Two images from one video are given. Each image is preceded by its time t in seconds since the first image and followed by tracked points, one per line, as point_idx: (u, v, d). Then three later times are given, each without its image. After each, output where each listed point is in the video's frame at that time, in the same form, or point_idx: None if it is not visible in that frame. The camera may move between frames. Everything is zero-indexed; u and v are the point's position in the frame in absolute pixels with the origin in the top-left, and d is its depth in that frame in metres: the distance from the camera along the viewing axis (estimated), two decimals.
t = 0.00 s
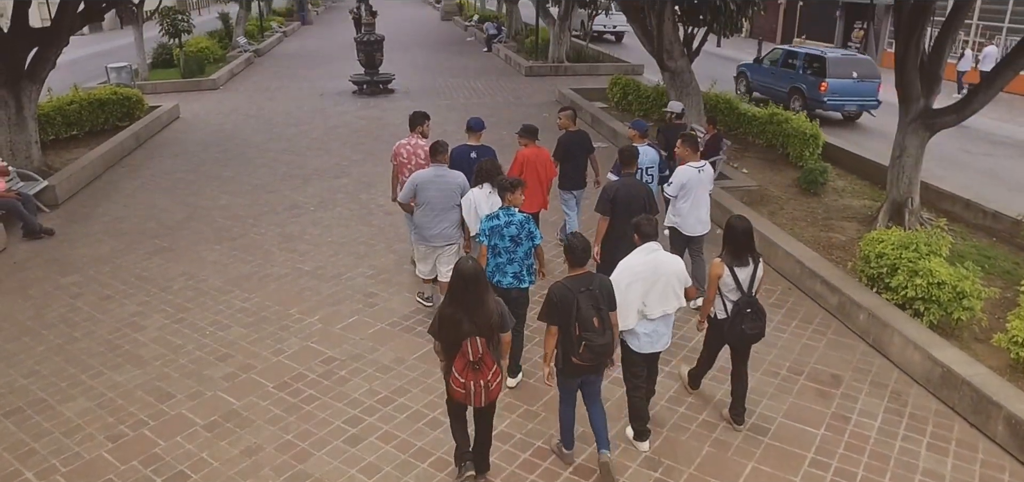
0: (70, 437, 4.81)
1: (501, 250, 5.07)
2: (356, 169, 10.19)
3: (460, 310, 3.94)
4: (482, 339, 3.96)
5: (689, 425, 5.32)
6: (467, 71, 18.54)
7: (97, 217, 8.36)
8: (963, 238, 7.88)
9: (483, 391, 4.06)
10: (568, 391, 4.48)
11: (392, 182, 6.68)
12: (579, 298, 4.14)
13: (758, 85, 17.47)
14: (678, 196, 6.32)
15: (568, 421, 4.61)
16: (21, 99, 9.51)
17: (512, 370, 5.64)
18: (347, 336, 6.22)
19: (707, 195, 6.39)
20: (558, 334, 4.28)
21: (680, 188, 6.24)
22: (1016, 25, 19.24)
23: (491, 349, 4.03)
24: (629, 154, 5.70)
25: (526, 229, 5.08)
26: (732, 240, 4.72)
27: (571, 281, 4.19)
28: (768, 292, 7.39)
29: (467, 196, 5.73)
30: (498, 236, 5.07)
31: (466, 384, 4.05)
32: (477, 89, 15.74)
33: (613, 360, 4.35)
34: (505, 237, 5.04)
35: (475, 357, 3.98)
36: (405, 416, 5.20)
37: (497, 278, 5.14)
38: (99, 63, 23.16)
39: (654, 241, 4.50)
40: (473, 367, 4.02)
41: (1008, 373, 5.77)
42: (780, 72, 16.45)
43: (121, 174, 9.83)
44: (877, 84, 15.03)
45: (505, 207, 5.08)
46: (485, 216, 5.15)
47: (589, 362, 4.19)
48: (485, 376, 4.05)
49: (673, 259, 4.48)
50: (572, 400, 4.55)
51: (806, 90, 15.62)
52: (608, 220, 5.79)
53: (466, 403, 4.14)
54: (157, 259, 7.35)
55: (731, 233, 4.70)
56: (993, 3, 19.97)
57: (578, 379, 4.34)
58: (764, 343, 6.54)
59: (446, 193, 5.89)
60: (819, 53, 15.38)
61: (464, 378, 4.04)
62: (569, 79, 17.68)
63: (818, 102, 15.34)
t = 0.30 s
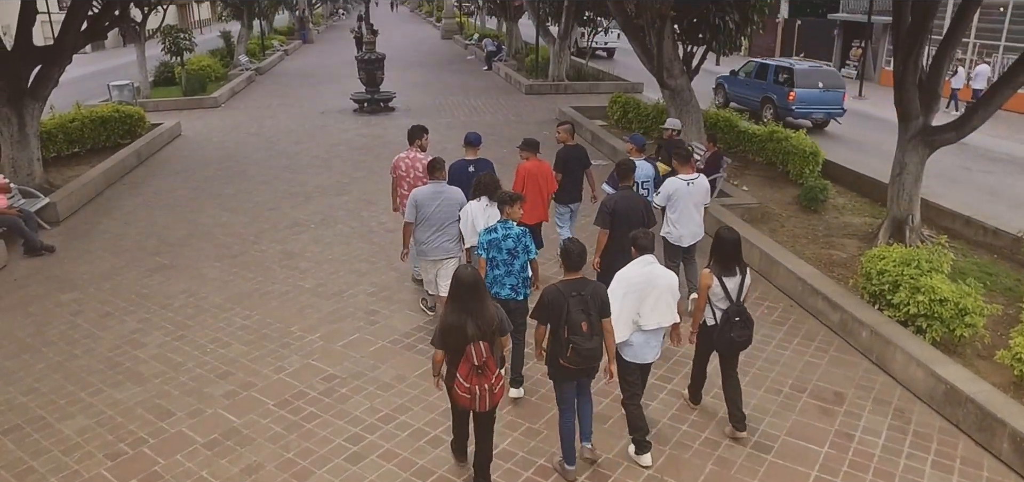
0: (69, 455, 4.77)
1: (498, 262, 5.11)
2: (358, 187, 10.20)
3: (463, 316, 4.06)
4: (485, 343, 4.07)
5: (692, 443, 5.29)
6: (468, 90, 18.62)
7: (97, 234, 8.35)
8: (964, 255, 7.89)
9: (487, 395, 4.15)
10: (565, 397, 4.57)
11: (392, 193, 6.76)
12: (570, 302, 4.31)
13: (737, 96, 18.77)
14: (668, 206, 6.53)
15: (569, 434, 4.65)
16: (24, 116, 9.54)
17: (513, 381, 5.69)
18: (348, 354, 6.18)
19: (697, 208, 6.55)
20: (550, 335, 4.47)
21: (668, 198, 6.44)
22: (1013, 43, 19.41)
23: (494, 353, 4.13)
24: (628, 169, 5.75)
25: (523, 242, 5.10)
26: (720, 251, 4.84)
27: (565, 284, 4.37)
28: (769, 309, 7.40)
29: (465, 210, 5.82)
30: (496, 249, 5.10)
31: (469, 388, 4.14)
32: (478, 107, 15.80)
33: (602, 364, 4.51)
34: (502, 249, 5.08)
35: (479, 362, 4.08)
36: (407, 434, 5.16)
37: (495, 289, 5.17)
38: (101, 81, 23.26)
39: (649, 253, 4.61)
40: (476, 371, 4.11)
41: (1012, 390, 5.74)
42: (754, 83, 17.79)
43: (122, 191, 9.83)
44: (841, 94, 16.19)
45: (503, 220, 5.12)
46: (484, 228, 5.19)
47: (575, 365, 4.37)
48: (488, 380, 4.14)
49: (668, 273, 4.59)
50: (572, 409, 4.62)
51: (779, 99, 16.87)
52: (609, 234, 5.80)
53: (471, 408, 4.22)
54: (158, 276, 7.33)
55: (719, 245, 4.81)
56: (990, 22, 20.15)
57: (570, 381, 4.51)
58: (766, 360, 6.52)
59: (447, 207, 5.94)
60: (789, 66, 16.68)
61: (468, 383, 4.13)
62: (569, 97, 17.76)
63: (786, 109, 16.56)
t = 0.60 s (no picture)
0: (67, 472, 4.71)
1: (497, 271, 5.25)
2: (359, 202, 10.19)
3: (462, 322, 4.14)
4: (483, 350, 4.12)
5: (694, 459, 5.25)
6: (468, 106, 18.69)
7: (98, 249, 8.32)
8: (965, 270, 7.89)
9: (485, 402, 4.18)
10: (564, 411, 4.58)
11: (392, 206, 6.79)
12: (565, 308, 4.39)
13: (715, 105, 19.53)
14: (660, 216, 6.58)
15: (568, 442, 4.65)
16: (26, 132, 9.55)
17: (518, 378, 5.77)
18: (349, 370, 6.14)
19: (691, 222, 6.55)
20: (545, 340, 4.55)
21: (660, 208, 6.49)
22: (1010, 59, 19.55)
23: (492, 360, 4.18)
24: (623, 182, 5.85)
25: (520, 253, 5.25)
26: (711, 256, 4.98)
27: (563, 291, 4.45)
28: (771, 324, 7.38)
29: (466, 222, 5.84)
30: (494, 259, 5.25)
31: (468, 394, 4.17)
32: (478, 123, 15.85)
33: (595, 373, 4.57)
34: (501, 259, 5.22)
35: (477, 368, 4.12)
36: (408, 450, 5.11)
37: (493, 298, 5.31)
38: (103, 96, 23.36)
39: (646, 257, 4.74)
40: (475, 378, 4.15)
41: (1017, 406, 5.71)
42: (731, 93, 18.57)
43: (123, 207, 9.83)
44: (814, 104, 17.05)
45: (502, 231, 5.27)
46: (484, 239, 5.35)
47: (566, 370, 4.44)
48: (487, 386, 4.18)
49: (665, 277, 4.72)
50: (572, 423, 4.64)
51: (755, 109, 17.62)
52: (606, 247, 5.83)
53: (470, 416, 4.25)
54: (159, 292, 7.30)
55: (711, 250, 4.96)
56: (987, 38, 20.31)
57: (563, 390, 4.56)
58: (768, 375, 6.49)
59: (445, 218, 5.94)
60: (763, 78, 17.33)
61: (467, 389, 4.17)
62: (569, 114, 17.82)
63: (762, 119, 17.33)
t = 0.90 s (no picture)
0: None
1: (497, 281, 5.25)
2: (359, 218, 10.19)
3: (458, 325, 4.27)
4: (478, 354, 4.25)
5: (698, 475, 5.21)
6: (468, 123, 18.76)
7: (98, 265, 8.29)
8: (966, 285, 7.89)
9: (479, 404, 4.30)
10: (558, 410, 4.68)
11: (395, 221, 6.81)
12: (564, 315, 4.54)
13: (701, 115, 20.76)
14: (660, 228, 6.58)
15: (563, 448, 4.74)
16: (28, 148, 9.56)
17: (519, 382, 5.92)
18: (350, 386, 6.10)
19: (688, 236, 6.54)
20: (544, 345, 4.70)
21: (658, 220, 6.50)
22: (1007, 76, 19.71)
23: (487, 364, 4.30)
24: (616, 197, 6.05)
25: (520, 263, 5.26)
26: (707, 265, 5.13)
27: (565, 297, 4.60)
28: (772, 340, 7.37)
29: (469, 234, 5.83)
30: (495, 268, 5.26)
31: (463, 395, 4.29)
32: (478, 140, 15.88)
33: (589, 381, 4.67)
34: (501, 269, 5.23)
35: (472, 370, 4.25)
36: (410, 467, 5.07)
37: (494, 308, 5.31)
38: (104, 112, 23.38)
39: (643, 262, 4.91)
40: (470, 380, 4.27)
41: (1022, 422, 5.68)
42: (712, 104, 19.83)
43: (123, 222, 9.81)
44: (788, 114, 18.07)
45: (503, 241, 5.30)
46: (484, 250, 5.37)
47: (561, 375, 4.57)
48: (481, 389, 4.29)
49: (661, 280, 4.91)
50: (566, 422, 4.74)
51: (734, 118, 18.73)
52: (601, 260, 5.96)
53: (465, 417, 4.36)
54: (159, 307, 7.27)
55: (705, 258, 5.12)
56: (984, 55, 20.48)
57: (558, 395, 4.67)
58: (771, 391, 6.47)
59: (444, 229, 5.94)
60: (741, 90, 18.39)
61: (462, 390, 4.29)
62: (568, 130, 17.88)
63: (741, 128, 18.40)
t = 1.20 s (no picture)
0: None
1: (498, 292, 5.25)
2: (360, 234, 10.18)
3: (454, 332, 4.26)
4: (474, 360, 4.28)
5: None
6: (468, 139, 18.81)
7: (98, 280, 8.27)
8: (968, 301, 7.88)
9: (476, 408, 4.34)
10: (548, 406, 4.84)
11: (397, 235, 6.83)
12: (565, 320, 4.63)
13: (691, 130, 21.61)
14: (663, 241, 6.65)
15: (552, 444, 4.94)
16: (30, 163, 9.57)
17: (519, 389, 6.06)
18: (351, 402, 6.06)
19: (691, 246, 6.64)
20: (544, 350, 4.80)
21: (662, 232, 6.58)
22: (1005, 92, 19.84)
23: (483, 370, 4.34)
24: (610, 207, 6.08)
25: (521, 274, 5.25)
26: (703, 276, 5.15)
27: (564, 303, 4.70)
28: (774, 355, 7.36)
29: (471, 246, 5.81)
30: (496, 279, 5.26)
31: (461, 400, 4.32)
32: (478, 156, 15.92)
33: (587, 384, 4.81)
34: (502, 280, 5.22)
35: (470, 376, 4.27)
36: None
37: (496, 319, 5.32)
38: (104, 129, 23.43)
39: (637, 272, 4.98)
40: (468, 386, 4.30)
41: None
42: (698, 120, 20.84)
43: (124, 238, 9.80)
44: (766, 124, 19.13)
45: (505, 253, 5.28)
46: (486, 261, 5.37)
47: (562, 379, 4.67)
48: (479, 394, 4.33)
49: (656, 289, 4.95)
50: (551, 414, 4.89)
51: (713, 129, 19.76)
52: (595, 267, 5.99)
53: (462, 421, 4.40)
54: (159, 323, 7.24)
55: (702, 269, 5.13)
56: (982, 72, 20.62)
57: (558, 397, 4.80)
58: (773, 407, 6.44)
59: (442, 242, 5.92)
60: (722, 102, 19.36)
61: (460, 395, 4.32)
62: (568, 146, 17.93)
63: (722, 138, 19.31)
